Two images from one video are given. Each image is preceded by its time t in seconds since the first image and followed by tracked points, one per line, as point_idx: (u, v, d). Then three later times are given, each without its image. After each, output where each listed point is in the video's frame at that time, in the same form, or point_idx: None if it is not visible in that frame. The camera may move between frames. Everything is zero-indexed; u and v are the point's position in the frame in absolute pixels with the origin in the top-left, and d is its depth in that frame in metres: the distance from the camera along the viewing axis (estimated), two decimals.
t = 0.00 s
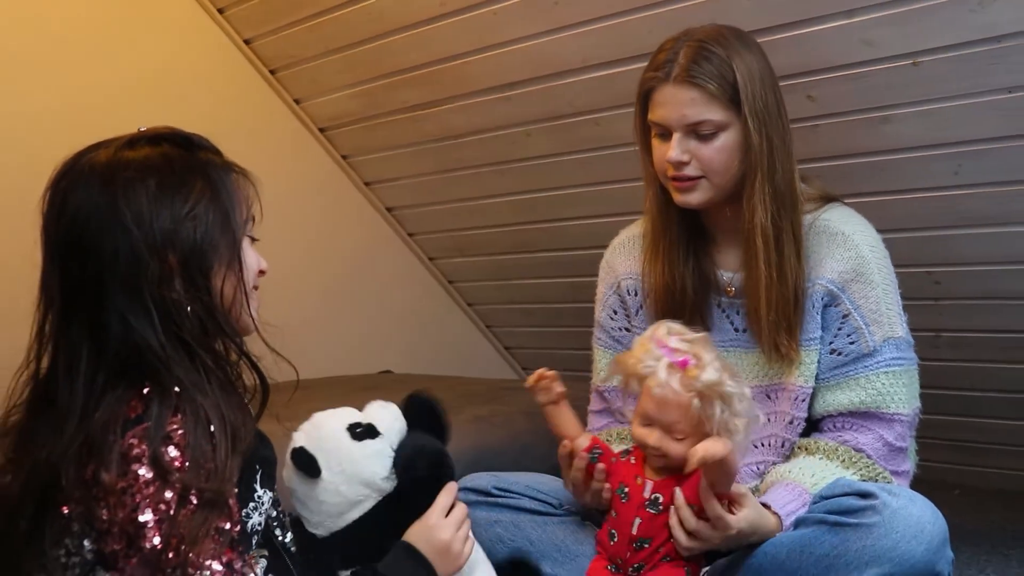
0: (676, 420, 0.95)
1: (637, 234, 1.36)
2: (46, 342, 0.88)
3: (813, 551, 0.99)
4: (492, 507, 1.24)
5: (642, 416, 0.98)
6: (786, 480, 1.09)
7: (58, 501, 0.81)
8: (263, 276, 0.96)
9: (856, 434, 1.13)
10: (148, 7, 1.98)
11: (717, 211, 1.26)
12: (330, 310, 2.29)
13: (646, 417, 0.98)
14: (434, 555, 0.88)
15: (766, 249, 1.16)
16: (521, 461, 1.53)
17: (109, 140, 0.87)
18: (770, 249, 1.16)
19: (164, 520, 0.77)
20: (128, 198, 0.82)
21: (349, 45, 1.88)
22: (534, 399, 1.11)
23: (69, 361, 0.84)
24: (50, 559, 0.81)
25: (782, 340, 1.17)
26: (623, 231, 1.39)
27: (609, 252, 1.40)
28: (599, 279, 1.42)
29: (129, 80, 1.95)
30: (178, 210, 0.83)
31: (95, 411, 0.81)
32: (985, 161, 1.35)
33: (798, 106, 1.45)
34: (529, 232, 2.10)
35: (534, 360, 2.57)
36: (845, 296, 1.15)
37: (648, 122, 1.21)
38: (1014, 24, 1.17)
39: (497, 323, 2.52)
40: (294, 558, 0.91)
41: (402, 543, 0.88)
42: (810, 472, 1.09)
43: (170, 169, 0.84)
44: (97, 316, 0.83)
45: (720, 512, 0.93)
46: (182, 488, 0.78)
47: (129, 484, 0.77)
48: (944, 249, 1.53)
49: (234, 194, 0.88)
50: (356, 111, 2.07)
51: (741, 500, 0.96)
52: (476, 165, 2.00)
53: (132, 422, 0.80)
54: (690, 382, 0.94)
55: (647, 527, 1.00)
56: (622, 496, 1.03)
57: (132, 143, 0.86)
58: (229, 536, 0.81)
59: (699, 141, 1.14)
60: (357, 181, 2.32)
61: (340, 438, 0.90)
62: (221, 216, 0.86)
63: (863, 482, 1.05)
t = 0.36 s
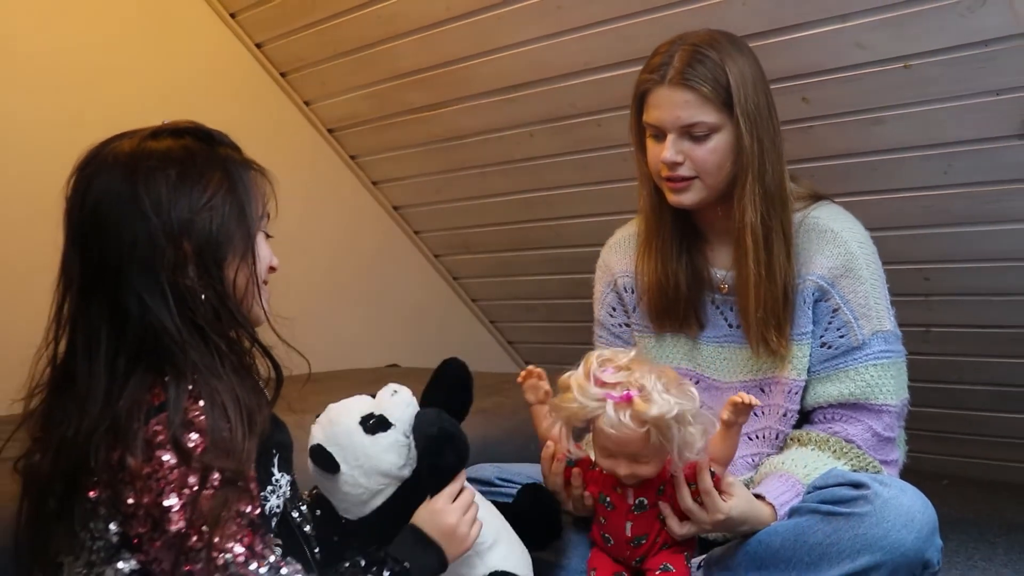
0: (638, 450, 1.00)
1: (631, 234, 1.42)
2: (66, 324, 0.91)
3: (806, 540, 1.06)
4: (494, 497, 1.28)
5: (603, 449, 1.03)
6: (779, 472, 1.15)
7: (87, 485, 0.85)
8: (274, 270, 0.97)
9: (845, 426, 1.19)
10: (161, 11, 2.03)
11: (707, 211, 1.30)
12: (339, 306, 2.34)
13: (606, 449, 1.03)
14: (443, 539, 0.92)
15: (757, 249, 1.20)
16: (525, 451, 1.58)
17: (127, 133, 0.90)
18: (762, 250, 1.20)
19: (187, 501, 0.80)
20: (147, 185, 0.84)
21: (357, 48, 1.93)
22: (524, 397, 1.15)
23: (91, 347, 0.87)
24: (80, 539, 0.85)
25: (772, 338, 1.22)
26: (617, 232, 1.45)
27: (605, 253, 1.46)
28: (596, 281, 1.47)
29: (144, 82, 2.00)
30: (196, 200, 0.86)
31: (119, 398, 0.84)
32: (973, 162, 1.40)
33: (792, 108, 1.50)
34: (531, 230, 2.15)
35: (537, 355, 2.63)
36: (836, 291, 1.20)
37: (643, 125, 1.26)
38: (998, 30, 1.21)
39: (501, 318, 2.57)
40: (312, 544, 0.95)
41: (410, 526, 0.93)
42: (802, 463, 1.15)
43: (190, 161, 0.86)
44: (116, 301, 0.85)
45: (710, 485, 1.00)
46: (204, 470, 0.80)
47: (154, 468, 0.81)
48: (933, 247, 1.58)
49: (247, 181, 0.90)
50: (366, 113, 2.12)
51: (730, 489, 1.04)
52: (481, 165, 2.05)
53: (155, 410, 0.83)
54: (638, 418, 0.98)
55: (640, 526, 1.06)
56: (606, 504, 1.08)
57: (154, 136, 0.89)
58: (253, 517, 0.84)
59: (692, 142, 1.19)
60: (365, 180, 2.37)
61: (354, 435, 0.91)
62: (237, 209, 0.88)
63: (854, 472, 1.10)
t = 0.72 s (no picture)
0: (644, 416, 1.01)
1: (628, 230, 1.44)
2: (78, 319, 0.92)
3: (804, 528, 1.08)
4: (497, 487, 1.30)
5: (611, 418, 1.04)
6: (777, 460, 1.17)
7: (113, 468, 0.85)
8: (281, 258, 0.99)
9: (840, 416, 1.21)
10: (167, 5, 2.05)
11: (704, 206, 1.33)
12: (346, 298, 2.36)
13: (613, 419, 1.04)
14: (473, 505, 0.91)
15: (756, 243, 1.22)
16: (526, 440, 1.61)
17: (126, 133, 0.92)
18: (764, 245, 1.22)
19: (223, 480, 0.82)
20: (146, 181, 0.86)
21: (361, 42, 1.95)
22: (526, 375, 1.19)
23: (109, 336, 0.87)
24: (107, 523, 0.86)
25: (769, 332, 1.24)
26: (613, 228, 1.47)
27: (601, 249, 1.48)
28: (594, 275, 1.50)
29: (152, 76, 2.02)
30: (193, 191, 0.87)
31: (142, 384, 0.85)
32: (969, 155, 1.42)
33: (790, 101, 1.51)
34: (532, 223, 2.17)
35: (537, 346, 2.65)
36: (831, 283, 1.22)
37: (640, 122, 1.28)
38: (994, 25, 1.23)
39: (502, 310, 2.60)
40: (326, 528, 0.98)
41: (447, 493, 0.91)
42: (799, 452, 1.17)
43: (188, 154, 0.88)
44: (133, 291, 0.86)
45: (706, 466, 1.03)
46: (237, 447, 0.82)
47: (187, 450, 0.81)
48: (929, 239, 1.60)
49: (245, 170, 0.92)
50: (369, 107, 2.14)
51: (728, 475, 1.05)
52: (483, 158, 2.07)
53: (184, 391, 0.84)
54: (651, 381, 1.00)
55: (638, 504, 1.08)
56: (604, 481, 1.10)
57: (150, 134, 0.91)
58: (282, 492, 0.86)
59: (690, 139, 1.21)
60: (368, 173, 2.39)
61: (381, 412, 0.89)
62: (237, 197, 0.89)
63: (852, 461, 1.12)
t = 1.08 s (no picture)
0: (630, 385, 1.05)
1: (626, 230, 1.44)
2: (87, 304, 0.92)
3: (806, 526, 1.08)
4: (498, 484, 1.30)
5: (593, 391, 1.08)
6: (772, 453, 1.15)
7: (107, 461, 0.86)
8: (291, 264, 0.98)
9: (835, 412, 1.20)
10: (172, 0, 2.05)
11: (704, 206, 1.32)
12: (350, 293, 2.36)
13: (597, 391, 1.07)
14: (461, 496, 0.93)
15: (757, 247, 1.22)
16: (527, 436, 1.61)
17: (151, 126, 0.92)
18: (761, 247, 1.22)
19: (211, 476, 0.82)
20: (168, 176, 0.86)
21: (365, 38, 1.95)
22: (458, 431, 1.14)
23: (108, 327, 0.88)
24: (99, 518, 0.87)
25: (767, 335, 1.24)
26: (612, 227, 1.47)
27: (600, 248, 1.48)
28: (593, 274, 1.50)
29: (157, 71, 2.02)
30: (214, 191, 0.87)
31: (137, 378, 0.85)
32: (973, 152, 1.41)
33: (793, 98, 1.51)
34: (535, 219, 2.17)
35: (541, 341, 2.65)
36: (830, 282, 1.22)
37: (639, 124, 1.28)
38: (999, 22, 1.23)
39: (505, 305, 2.60)
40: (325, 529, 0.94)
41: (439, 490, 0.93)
42: (795, 445, 1.15)
43: (211, 153, 0.88)
44: (132, 286, 0.87)
45: (687, 452, 1.04)
46: (226, 447, 0.82)
47: (177, 445, 0.82)
48: (932, 237, 1.60)
49: (266, 176, 0.92)
50: (373, 102, 2.14)
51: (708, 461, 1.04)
52: (486, 154, 2.07)
53: (175, 387, 0.84)
54: (639, 343, 1.05)
55: (618, 493, 1.09)
56: (585, 468, 1.11)
57: (177, 129, 0.91)
58: (274, 489, 0.86)
59: (691, 142, 1.21)
60: (372, 168, 2.39)
61: (350, 452, 0.86)
62: (255, 201, 0.89)
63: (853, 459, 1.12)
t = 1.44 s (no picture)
0: (652, 373, 1.03)
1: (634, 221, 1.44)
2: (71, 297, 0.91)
3: (813, 519, 1.08)
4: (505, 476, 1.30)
5: (616, 376, 1.06)
6: (781, 447, 1.16)
7: (98, 458, 0.85)
8: (274, 269, 0.96)
9: (843, 406, 1.20)
10: None
11: (710, 198, 1.32)
12: (353, 287, 2.36)
13: (618, 376, 1.06)
14: (459, 477, 0.92)
15: (758, 238, 1.22)
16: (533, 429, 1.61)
17: (148, 115, 0.91)
18: (763, 239, 1.22)
19: (207, 463, 0.81)
20: (159, 161, 0.86)
21: (369, 32, 1.94)
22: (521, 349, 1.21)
23: (95, 316, 0.87)
24: (92, 515, 0.85)
25: (771, 327, 1.24)
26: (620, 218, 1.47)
27: (607, 240, 1.48)
28: (599, 266, 1.50)
29: (160, 66, 2.02)
30: (203, 182, 0.86)
31: (125, 366, 0.84)
32: (979, 146, 1.41)
33: (799, 91, 1.51)
34: (539, 213, 2.17)
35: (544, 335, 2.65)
36: (837, 275, 1.22)
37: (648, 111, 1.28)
38: (1005, 15, 1.22)
39: (508, 300, 2.60)
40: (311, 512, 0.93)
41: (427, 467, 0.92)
42: (804, 440, 1.16)
43: (205, 146, 0.87)
44: (119, 272, 0.86)
45: (698, 448, 1.04)
46: (217, 428, 0.81)
47: (169, 435, 0.81)
48: (938, 231, 1.60)
49: (257, 172, 0.90)
50: (377, 97, 2.14)
51: (720, 457, 1.05)
52: (490, 148, 2.07)
53: (163, 375, 0.83)
54: (667, 331, 1.03)
55: (628, 483, 1.07)
56: (597, 455, 1.10)
57: (177, 120, 0.90)
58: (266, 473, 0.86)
59: (699, 131, 1.21)
60: (376, 163, 2.39)
61: (419, 311, 0.97)
62: (245, 201, 0.88)
63: (860, 453, 1.12)
